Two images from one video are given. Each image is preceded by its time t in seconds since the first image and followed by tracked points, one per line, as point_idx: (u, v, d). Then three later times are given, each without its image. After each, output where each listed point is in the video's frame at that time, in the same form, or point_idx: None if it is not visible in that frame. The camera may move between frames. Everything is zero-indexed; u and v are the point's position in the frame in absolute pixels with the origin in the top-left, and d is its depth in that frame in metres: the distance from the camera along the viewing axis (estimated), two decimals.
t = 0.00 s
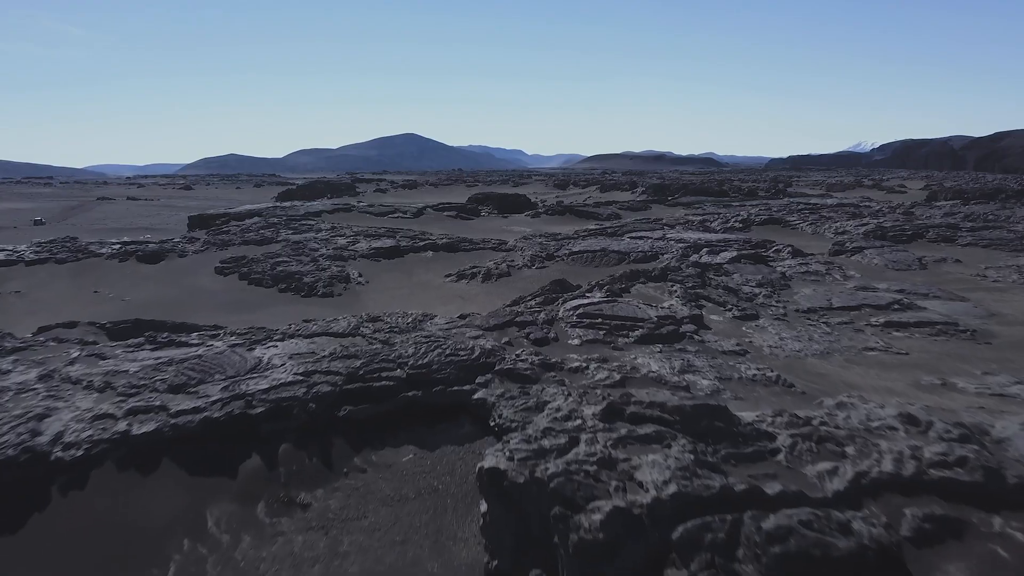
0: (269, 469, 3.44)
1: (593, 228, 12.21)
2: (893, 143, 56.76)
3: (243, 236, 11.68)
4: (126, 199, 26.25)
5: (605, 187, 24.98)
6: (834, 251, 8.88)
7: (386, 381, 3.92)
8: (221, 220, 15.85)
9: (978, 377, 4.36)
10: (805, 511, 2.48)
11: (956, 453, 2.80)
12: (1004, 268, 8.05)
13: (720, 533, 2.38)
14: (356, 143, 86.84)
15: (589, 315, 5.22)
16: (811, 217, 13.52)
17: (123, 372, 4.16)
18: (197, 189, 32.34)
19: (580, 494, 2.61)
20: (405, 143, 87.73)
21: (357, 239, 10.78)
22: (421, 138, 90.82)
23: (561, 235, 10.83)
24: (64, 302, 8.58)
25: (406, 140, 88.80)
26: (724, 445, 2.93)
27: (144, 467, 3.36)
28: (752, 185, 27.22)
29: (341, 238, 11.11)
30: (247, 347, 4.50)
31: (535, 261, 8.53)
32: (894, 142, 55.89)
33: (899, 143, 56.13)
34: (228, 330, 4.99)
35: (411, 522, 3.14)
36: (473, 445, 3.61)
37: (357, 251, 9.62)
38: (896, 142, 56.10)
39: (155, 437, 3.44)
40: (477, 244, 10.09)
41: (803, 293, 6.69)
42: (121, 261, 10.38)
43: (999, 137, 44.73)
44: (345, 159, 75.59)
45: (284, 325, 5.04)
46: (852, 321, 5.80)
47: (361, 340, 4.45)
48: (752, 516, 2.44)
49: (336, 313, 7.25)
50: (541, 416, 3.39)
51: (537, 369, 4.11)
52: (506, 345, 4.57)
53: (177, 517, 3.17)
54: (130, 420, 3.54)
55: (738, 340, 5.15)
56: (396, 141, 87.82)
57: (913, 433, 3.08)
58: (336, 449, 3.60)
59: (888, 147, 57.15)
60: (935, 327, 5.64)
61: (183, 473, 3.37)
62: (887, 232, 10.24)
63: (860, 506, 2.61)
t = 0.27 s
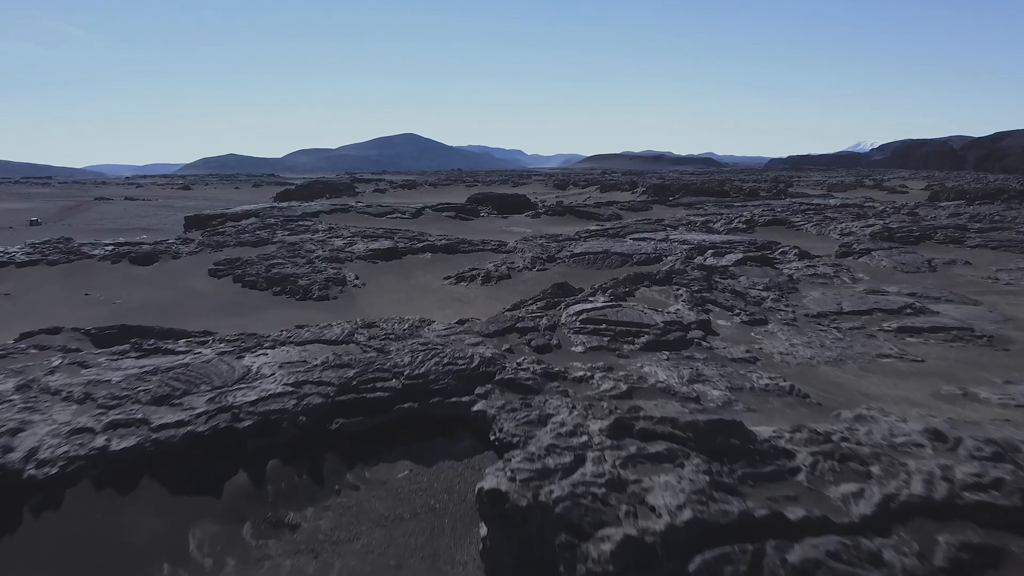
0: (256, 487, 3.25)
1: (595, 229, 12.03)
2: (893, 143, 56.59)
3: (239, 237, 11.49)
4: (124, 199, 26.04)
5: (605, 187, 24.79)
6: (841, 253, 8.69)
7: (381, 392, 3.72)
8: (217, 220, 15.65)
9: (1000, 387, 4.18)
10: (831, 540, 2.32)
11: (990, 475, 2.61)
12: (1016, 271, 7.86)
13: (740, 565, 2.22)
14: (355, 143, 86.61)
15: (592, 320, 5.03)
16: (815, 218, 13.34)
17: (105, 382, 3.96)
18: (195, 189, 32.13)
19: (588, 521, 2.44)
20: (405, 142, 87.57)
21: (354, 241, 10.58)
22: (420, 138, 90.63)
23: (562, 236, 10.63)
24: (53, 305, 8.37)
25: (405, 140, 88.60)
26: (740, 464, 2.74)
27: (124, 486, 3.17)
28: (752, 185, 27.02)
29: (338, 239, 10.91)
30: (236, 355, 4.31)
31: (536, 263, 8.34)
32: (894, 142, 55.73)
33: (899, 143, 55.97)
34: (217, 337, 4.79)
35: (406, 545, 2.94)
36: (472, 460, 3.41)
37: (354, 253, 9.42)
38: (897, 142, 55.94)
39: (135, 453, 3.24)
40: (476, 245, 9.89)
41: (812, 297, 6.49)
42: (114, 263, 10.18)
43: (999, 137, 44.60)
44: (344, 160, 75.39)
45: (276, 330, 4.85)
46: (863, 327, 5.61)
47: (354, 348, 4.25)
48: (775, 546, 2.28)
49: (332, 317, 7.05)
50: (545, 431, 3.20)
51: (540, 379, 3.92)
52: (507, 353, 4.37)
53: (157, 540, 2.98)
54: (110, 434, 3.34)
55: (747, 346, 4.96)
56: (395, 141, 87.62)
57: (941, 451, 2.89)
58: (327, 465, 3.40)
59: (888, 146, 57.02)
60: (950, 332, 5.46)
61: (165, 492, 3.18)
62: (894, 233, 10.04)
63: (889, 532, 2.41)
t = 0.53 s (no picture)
0: (241, 508, 3.04)
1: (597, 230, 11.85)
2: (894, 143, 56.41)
3: (234, 239, 11.28)
4: (121, 199, 25.84)
5: (606, 187, 24.60)
6: (849, 255, 8.50)
7: (375, 406, 3.53)
8: (213, 220, 15.45)
9: None
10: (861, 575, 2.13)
11: None
12: None
13: None
14: (354, 142, 86.43)
15: (596, 327, 4.83)
16: (819, 218, 13.15)
17: (85, 394, 3.76)
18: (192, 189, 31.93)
19: (597, 552, 2.25)
20: (405, 142, 87.38)
21: (351, 242, 10.38)
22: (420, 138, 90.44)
23: (563, 238, 10.43)
24: (41, 308, 8.16)
25: (405, 140, 88.43)
26: (759, 487, 2.54)
27: (100, 508, 2.97)
28: (753, 185, 26.85)
29: (335, 240, 10.71)
30: (225, 364, 4.11)
31: (537, 265, 8.15)
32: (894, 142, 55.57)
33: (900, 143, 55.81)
34: (206, 345, 4.59)
35: (401, 571, 2.73)
36: (471, 479, 3.22)
37: (351, 254, 9.23)
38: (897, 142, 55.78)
39: (112, 473, 3.04)
40: (475, 247, 9.69)
41: (821, 301, 6.29)
42: (106, 265, 9.98)
43: (999, 137, 44.44)
44: (344, 160, 75.20)
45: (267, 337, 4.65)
46: (876, 333, 5.42)
47: (348, 357, 4.05)
48: None
49: (327, 322, 6.85)
50: (549, 449, 3.01)
51: (543, 390, 3.72)
52: (508, 362, 4.17)
53: (133, 566, 2.78)
54: (86, 452, 3.14)
55: (757, 354, 4.77)
56: (394, 141, 87.43)
57: (973, 473, 2.70)
58: (318, 484, 3.21)
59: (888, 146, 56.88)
60: (967, 338, 5.26)
61: (144, 514, 2.98)
62: (902, 234, 9.85)
63: (925, 564, 2.22)
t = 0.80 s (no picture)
0: (224, 533, 2.84)
1: (598, 231, 11.66)
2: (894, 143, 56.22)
3: (229, 240, 11.08)
4: (118, 199, 25.60)
5: (606, 187, 24.39)
6: (857, 257, 8.31)
7: (368, 421, 3.33)
8: (209, 221, 15.24)
9: None
10: None
11: None
12: None
13: None
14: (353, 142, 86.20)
15: (601, 334, 4.63)
16: (824, 219, 12.95)
17: (62, 407, 3.56)
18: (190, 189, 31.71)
19: None
20: (404, 142, 87.22)
21: (348, 243, 10.18)
22: (419, 137, 90.20)
23: (564, 239, 10.24)
24: (29, 311, 7.94)
25: (404, 139, 88.23)
26: (783, 515, 2.35)
27: (73, 533, 2.77)
28: (755, 185, 26.66)
29: (332, 242, 10.50)
30: (212, 375, 3.91)
31: (538, 267, 7.95)
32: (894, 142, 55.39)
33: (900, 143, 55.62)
34: (194, 353, 4.39)
35: None
36: (471, 500, 3.01)
37: (348, 257, 9.03)
38: (897, 142, 55.60)
39: (86, 495, 2.84)
40: (475, 249, 9.50)
41: (832, 306, 6.09)
42: (98, 267, 9.76)
43: (1000, 137, 44.29)
44: (343, 159, 74.97)
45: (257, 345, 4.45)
46: (891, 339, 5.22)
47: (341, 367, 3.85)
48: None
49: (322, 326, 6.64)
50: (554, 470, 2.81)
51: (546, 403, 3.53)
52: (509, 373, 3.97)
53: None
54: (59, 472, 2.94)
55: (769, 362, 4.58)
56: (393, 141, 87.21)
57: (1012, 500, 2.51)
58: (307, 506, 3.01)
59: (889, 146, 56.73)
60: (985, 344, 5.06)
61: (121, 540, 2.78)
62: (909, 236, 9.64)
63: None
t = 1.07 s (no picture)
0: (205, 560, 2.63)
1: (600, 232, 11.46)
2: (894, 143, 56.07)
3: (224, 241, 10.86)
4: (116, 199, 25.38)
5: (606, 188, 24.19)
6: (866, 259, 8.11)
7: (361, 437, 3.12)
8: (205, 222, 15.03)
9: None
10: None
11: None
12: None
13: None
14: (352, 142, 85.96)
15: (606, 341, 4.42)
16: (828, 220, 12.75)
17: (36, 421, 3.35)
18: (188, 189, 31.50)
19: None
20: (404, 142, 87.04)
21: (345, 245, 9.99)
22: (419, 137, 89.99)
23: (565, 241, 10.03)
24: (16, 314, 7.71)
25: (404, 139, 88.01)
26: (811, 548, 2.16)
27: (42, 562, 2.57)
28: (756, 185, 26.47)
29: (329, 243, 10.30)
30: (197, 387, 3.71)
31: (539, 270, 7.75)
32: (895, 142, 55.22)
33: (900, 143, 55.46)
34: (180, 363, 4.18)
35: None
36: (471, 522, 2.78)
37: (344, 259, 8.82)
38: (898, 142, 55.44)
39: (56, 520, 2.64)
40: (474, 250, 9.29)
41: (843, 310, 5.89)
42: (89, 269, 9.53)
43: (1000, 137, 44.15)
44: (342, 159, 74.77)
45: (247, 354, 4.25)
46: (906, 346, 5.01)
47: (333, 379, 3.65)
48: None
49: (317, 331, 6.43)
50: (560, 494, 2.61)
51: (551, 418, 3.32)
52: (511, 384, 3.77)
53: None
54: (29, 495, 2.74)
55: (782, 371, 4.38)
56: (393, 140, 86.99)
57: None
58: (295, 530, 2.79)
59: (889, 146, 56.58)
60: (1006, 351, 4.86)
61: (94, 569, 2.58)
62: (917, 237, 9.44)
63: None
